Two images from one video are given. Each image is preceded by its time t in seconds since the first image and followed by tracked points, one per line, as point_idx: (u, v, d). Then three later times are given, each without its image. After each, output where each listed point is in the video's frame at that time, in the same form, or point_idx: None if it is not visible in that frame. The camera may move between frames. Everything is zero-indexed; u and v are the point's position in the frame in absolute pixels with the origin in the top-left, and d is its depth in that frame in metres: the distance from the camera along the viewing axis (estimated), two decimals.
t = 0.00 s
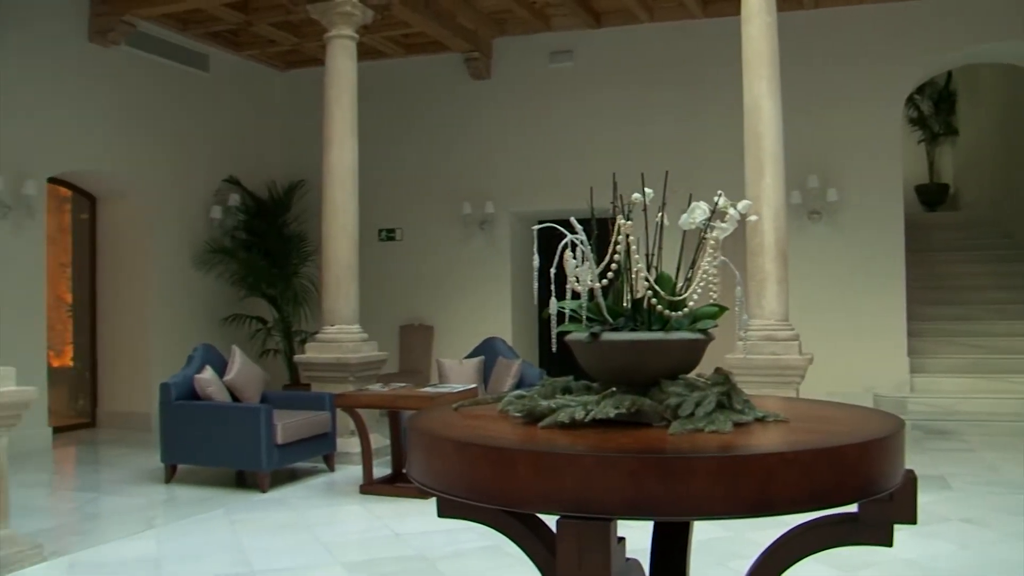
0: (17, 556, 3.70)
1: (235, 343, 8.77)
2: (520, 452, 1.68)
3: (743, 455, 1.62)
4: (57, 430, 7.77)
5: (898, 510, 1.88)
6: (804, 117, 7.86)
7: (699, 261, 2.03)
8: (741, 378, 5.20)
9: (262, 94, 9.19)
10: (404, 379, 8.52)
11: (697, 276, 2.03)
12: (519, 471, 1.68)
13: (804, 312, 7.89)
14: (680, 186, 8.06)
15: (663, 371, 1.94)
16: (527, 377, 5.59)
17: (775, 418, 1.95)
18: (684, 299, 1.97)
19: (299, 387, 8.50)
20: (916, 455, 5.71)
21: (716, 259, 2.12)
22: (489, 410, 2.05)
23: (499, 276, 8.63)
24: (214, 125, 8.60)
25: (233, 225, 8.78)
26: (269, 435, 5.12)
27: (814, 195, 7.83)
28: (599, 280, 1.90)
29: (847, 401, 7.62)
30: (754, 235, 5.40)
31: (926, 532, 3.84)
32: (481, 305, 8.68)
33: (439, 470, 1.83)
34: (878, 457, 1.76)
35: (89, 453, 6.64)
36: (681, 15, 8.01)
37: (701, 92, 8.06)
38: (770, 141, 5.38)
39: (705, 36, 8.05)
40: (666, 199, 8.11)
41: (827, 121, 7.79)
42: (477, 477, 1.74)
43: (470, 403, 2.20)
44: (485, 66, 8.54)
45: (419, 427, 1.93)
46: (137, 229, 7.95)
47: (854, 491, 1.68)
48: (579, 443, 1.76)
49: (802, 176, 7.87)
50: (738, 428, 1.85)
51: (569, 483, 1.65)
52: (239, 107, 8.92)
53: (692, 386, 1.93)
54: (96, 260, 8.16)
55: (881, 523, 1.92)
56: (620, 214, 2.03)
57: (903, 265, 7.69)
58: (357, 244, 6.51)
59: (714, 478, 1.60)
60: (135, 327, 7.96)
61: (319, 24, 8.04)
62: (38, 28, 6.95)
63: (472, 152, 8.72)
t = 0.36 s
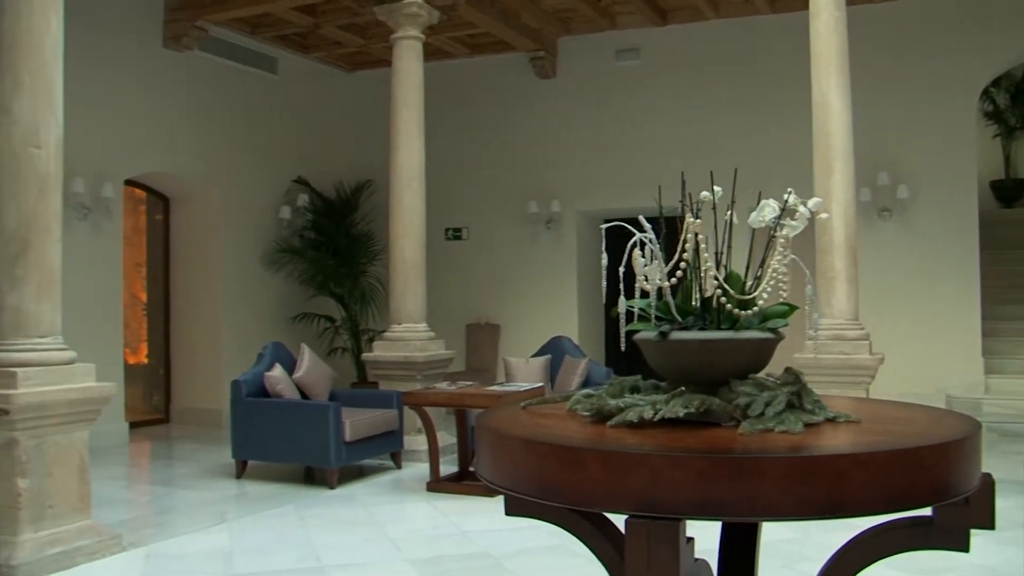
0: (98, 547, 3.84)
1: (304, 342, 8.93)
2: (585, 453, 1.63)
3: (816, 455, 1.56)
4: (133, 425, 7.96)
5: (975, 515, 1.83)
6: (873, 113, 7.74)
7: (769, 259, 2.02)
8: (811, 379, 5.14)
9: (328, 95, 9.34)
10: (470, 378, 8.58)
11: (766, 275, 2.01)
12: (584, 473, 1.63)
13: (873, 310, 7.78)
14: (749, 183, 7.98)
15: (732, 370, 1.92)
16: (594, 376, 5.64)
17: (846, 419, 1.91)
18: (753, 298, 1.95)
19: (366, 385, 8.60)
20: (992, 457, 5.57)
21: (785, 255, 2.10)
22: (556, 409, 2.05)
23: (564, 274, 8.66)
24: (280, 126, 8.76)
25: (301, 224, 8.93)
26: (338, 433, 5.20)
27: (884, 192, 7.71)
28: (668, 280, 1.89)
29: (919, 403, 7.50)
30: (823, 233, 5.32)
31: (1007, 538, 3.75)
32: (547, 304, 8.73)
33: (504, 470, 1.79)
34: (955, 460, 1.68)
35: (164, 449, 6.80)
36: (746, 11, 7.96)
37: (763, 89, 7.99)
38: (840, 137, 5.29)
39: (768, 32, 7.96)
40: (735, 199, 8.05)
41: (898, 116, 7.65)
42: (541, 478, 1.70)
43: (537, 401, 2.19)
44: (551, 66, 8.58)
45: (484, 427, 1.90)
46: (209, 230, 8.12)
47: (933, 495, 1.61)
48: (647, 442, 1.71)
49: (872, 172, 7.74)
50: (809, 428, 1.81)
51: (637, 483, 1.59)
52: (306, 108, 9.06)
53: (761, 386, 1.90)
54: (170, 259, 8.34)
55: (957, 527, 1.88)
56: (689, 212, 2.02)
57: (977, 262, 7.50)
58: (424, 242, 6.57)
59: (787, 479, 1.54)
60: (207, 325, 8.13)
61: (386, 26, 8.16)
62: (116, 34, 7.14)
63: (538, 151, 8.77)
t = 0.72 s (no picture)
0: (169, 539, 3.93)
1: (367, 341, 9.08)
2: (643, 450, 1.59)
3: (886, 455, 1.48)
4: (199, 422, 8.11)
5: None
6: (938, 108, 7.60)
7: (834, 258, 2.00)
8: (877, 379, 5.07)
9: (389, 96, 9.46)
10: (532, 377, 8.61)
11: (832, 274, 1.99)
12: (643, 471, 1.58)
13: (939, 309, 7.64)
14: (812, 180, 7.88)
15: (796, 370, 1.89)
16: (655, 375, 5.64)
17: (914, 420, 1.86)
18: (818, 296, 1.93)
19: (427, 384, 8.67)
20: None
21: (851, 254, 2.08)
22: (620, 408, 2.05)
23: (624, 273, 8.66)
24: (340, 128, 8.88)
25: (364, 224, 9.07)
26: (400, 430, 5.26)
27: (951, 188, 7.56)
28: (732, 278, 1.89)
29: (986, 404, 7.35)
30: (889, 232, 5.24)
31: None
32: (608, 304, 8.74)
33: (562, 470, 1.76)
34: None
35: (230, 445, 6.93)
36: (808, 6, 7.87)
37: (824, 85, 7.90)
38: (906, 134, 5.20)
39: (828, 28, 7.87)
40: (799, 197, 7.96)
41: (965, 112, 7.49)
42: (598, 477, 1.66)
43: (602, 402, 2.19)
44: (611, 65, 8.60)
45: (546, 427, 1.88)
46: (272, 230, 8.27)
47: (1012, 500, 1.51)
48: (711, 442, 1.66)
49: (938, 168, 7.60)
50: (877, 429, 1.77)
51: (700, 481, 1.53)
52: (366, 109, 9.18)
53: (827, 386, 1.87)
54: (234, 259, 8.50)
55: None
56: (753, 209, 2.01)
57: None
58: (486, 242, 6.63)
59: (854, 479, 1.46)
60: (271, 324, 8.27)
61: (447, 26, 8.24)
62: (184, 38, 7.31)
63: (598, 150, 8.78)
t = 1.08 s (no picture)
0: (234, 534, 4.02)
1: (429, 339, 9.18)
2: (705, 448, 1.57)
3: (957, 459, 1.44)
4: (264, 419, 8.29)
5: None
6: (1010, 102, 7.38)
7: (902, 256, 1.96)
8: (947, 381, 4.96)
9: (450, 96, 9.54)
10: (592, 376, 8.60)
11: (899, 272, 1.95)
12: (707, 471, 1.56)
13: (1011, 309, 7.43)
14: (877, 177, 7.72)
15: (863, 371, 1.86)
16: (717, 374, 5.61)
17: (986, 422, 1.81)
18: (886, 295, 1.90)
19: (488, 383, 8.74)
20: None
21: (919, 251, 2.03)
22: (684, 408, 2.04)
23: (685, 272, 8.61)
24: (401, 129, 8.98)
25: (425, 224, 9.17)
26: (462, 428, 5.31)
27: None
28: (798, 277, 1.87)
29: None
30: (958, 230, 5.11)
31: None
32: (670, 303, 8.70)
33: (624, 470, 1.74)
34: None
35: (294, 442, 7.07)
36: None
37: (889, 80, 7.73)
38: (974, 130, 5.07)
39: (895, 21, 7.70)
40: (866, 194, 7.82)
41: None
42: (659, 477, 1.64)
43: (666, 401, 2.19)
44: (673, 62, 8.51)
45: (609, 426, 1.86)
46: (335, 230, 8.40)
47: None
48: (776, 443, 1.63)
49: (1010, 164, 7.38)
50: (947, 430, 1.73)
51: (764, 481, 1.50)
52: (426, 109, 9.27)
53: (895, 386, 1.84)
54: (298, 259, 8.66)
55: None
56: (819, 207, 1.99)
57: None
58: (548, 241, 6.65)
59: (923, 482, 1.42)
60: (334, 323, 8.40)
61: (508, 26, 8.27)
62: (250, 41, 7.47)
63: (659, 148, 8.74)
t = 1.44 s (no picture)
0: (299, 530, 4.12)
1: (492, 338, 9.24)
2: (771, 448, 1.55)
3: None
4: (328, 417, 8.45)
5: None
6: None
7: (973, 254, 1.92)
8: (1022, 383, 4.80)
9: (510, 96, 9.58)
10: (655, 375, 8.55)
11: (971, 270, 1.91)
12: (773, 474, 1.55)
13: None
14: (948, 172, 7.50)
15: (933, 371, 1.82)
16: (782, 374, 5.54)
17: None
18: (957, 294, 1.86)
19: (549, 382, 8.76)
20: None
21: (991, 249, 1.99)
22: (748, 408, 2.03)
23: (749, 271, 8.49)
24: (462, 129, 9.05)
25: (487, 223, 9.22)
26: (524, 428, 5.34)
27: None
28: (865, 276, 1.84)
29: None
30: None
31: None
32: (733, 303, 8.60)
33: (687, 470, 1.74)
34: None
35: (358, 440, 7.18)
36: None
37: (961, 72, 7.50)
38: None
39: (967, 12, 7.47)
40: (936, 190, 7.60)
41: None
42: (724, 478, 1.63)
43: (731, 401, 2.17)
44: (735, 59, 8.39)
45: (672, 425, 1.85)
46: (398, 230, 8.52)
47: None
48: (842, 444, 1.61)
49: None
50: (1022, 433, 1.67)
51: (831, 483, 1.49)
52: (488, 110, 9.32)
53: (967, 387, 1.79)
54: (362, 258, 8.80)
55: None
56: (887, 204, 1.96)
57: None
58: (610, 239, 6.63)
59: (996, 486, 1.39)
60: (396, 322, 8.52)
61: (569, 24, 8.27)
62: (314, 45, 7.62)
63: (722, 145, 8.64)
